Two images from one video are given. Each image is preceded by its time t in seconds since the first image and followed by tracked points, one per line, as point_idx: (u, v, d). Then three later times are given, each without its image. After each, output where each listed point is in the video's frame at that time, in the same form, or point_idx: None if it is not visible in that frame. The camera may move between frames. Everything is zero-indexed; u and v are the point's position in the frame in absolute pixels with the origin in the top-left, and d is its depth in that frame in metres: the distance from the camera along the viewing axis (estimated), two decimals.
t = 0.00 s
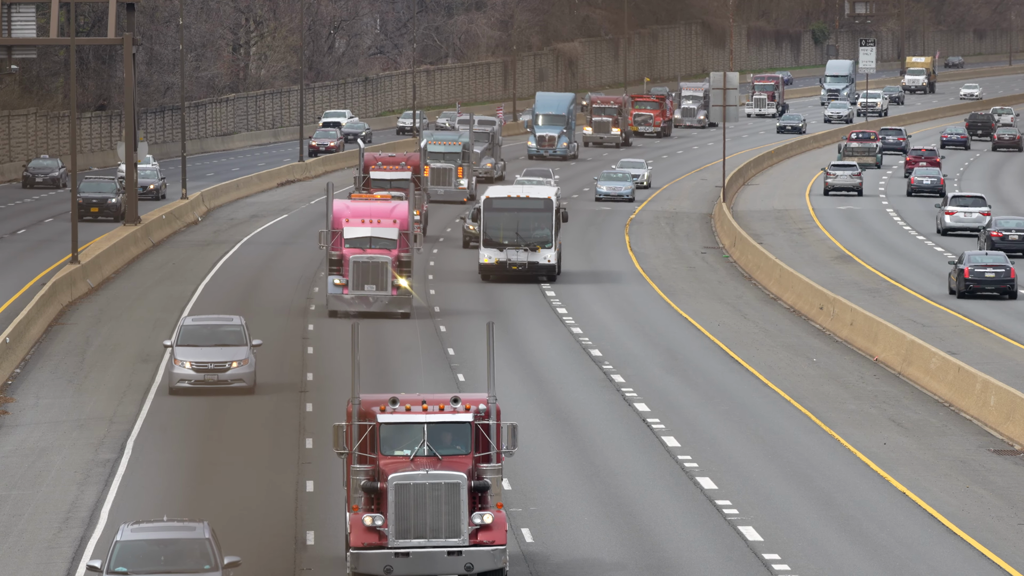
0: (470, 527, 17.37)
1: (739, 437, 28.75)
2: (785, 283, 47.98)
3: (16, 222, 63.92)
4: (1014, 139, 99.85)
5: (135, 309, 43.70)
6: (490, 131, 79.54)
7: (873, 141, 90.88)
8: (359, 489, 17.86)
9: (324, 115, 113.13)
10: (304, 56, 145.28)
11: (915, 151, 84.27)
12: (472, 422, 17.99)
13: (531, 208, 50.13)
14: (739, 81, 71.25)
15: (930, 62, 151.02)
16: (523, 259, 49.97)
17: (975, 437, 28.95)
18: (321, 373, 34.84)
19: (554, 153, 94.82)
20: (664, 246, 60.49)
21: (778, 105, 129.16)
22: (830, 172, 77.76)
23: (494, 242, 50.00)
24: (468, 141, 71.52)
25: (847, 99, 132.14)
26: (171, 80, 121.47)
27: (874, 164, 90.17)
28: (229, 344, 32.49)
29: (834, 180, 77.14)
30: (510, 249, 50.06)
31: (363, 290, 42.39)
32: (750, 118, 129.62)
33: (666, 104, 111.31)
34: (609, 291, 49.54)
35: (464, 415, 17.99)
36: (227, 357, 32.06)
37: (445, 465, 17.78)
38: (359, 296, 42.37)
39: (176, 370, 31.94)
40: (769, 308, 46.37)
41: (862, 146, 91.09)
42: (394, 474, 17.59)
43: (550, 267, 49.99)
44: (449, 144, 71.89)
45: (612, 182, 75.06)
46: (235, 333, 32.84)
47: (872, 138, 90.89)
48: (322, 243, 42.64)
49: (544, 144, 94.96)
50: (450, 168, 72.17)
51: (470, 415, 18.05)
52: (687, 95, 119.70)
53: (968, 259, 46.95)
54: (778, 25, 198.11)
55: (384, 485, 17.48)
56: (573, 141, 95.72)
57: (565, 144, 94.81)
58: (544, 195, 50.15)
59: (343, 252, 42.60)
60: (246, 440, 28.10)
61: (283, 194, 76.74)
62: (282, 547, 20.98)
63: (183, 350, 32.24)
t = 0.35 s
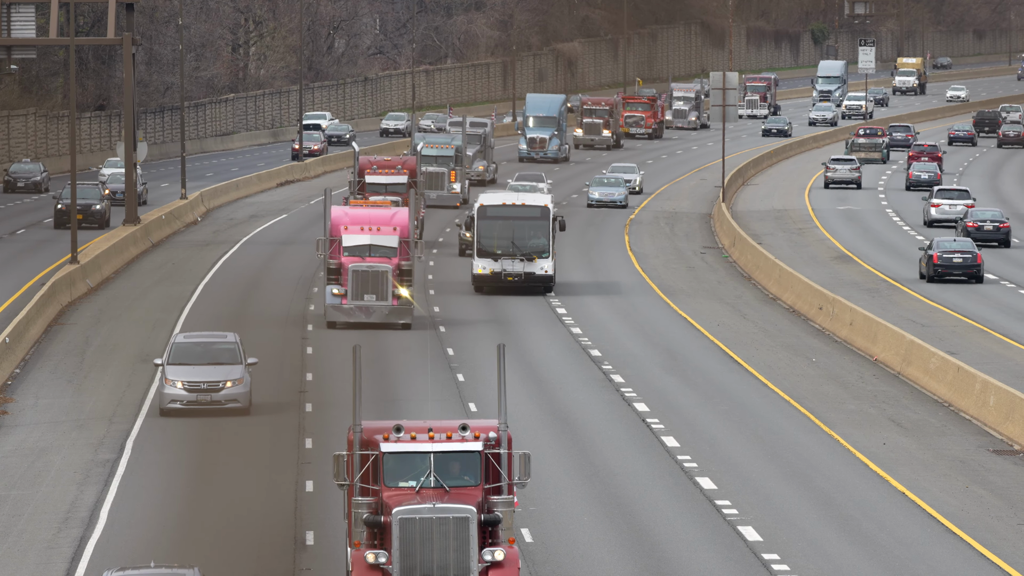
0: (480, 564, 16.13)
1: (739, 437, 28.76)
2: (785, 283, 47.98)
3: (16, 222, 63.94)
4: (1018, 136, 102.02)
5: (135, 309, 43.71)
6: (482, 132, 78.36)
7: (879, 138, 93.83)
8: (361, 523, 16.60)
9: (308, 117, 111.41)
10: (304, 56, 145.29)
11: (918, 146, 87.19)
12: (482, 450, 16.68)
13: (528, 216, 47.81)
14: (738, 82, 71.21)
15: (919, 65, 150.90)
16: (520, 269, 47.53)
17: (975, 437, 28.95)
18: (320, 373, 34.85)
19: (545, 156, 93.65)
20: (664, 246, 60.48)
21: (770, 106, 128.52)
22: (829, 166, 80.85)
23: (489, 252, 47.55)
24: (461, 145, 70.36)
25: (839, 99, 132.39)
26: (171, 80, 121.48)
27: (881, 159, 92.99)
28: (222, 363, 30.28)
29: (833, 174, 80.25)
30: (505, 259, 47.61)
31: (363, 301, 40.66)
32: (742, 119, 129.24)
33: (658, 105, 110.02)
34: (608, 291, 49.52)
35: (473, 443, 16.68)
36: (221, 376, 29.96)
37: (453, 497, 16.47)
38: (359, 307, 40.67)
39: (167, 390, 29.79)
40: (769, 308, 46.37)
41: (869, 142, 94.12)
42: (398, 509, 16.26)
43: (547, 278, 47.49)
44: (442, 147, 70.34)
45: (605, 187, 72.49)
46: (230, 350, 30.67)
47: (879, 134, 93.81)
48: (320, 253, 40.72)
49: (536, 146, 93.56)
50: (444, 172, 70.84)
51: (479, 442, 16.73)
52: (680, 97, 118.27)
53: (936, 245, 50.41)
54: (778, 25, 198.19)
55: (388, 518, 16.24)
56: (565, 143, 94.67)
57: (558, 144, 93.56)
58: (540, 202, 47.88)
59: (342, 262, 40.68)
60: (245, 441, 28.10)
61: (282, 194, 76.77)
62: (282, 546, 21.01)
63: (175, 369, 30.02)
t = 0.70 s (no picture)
0: None
1: (739, 437, 28.73)
2: (785, 283, 47.94)
3: (17, 222, 63.91)
4: None
5: (135, 309, 43.67)
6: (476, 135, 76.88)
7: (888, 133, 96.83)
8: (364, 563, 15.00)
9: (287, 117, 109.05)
10: (304, 56, 145.19)
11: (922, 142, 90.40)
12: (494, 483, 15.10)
13: (527, 225, 45.40)
14: (738, 82, 71.18)
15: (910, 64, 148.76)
16: (519, 282, 45.09)
17: (975, 437, 28.93)
18: (319, 374, 34.81)
19: (537, 158, 92.32)
20: (664, 246, 60.44)
21: (763, 108, 125.93)
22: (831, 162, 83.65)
23: (486, 263, 45.13)
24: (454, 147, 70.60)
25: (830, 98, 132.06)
26: (171, 79, 121.48)
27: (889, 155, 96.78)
28: (216, 384, 28.15)
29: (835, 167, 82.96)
30: (504, 271, 45.14)
31: (364, 311, 38.95)
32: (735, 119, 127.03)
33: (650, 106, 108.91)
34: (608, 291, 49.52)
35: (485, 474, 15.10)
36: (215, 398, 27.87)
37: (463, 533, 14.86)
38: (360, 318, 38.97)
39: (157, 415, 27.69)
40: (769, 307, 46.35)
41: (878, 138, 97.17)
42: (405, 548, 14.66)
43: (549, 290, 44.96)
44: (436, 150, 70.74)
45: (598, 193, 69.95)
46: (223, 369, 28.47)
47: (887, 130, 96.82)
48: (319, 260, 39.62)
49: (527, 148, 92.18)
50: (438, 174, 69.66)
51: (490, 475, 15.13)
52: (671, 98, 117.15)
53: (909, 233, 53.72)
54: (778, 25, 198.16)
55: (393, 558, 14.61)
56: (556, 145, 93.46)
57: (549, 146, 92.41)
58: (540, 211, 45.45)
59: (341, 268, 39.39)
60: (245, 441, 28.05)
61: (282, 194, 76.73)
62: (281, 546, 20.99)
63: (165, 391, 27.84)
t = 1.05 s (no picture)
0: None
1: (739, 437, 28.80)
2: (785, 283, 47.99)
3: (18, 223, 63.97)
4: None
5: (135, 310, 43.73)
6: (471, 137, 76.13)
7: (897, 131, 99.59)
8: None
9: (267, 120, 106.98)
10: (304, 57, 145.27)
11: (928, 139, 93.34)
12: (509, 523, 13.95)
13: (531, 236, 42.97)
14: (738, 83, 71.25)
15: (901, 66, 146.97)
16: (523, 297, 42.58)
17: (975, 437, 28.99)
18: (321, 374, 34.90)
19: (530, 161, 91.60)
20: (664, 246, 60.54)
21: (756, 109, 125.45)
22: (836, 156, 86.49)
23: (489, 277, 42.59)
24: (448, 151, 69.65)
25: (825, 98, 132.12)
26: (172, 80, 121.64)
27: (898, 151, 99.85)
28: (208, 408, 25.75)
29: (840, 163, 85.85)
30: (508, 284, 42.59)
31: (366, 323, 37.11)
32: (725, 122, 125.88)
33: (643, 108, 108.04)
34: (608, 291, 49.58)
35: (499, 512, 14.00)
36: (209, 422, 25.42)
37: None
38: (362, 330, 37.10)
39: (146, 442, 25.28)
40: (769, 308, 46.42)
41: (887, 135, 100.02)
42: None
43: (554, 306, 42.46)
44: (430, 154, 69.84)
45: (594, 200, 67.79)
46: (217, 392, 26.09)
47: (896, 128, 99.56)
48: (319, 270, 37.70)
49: (519, 151, 91.37)
50: (433, 179, 69.04)
51: (506, 514, 14.00)
52: (664, 99, 116.50)
53: (887, 224, 57.15)
54: (778, 26, 198.22)
55: None
56: (548, 148, 92.43)
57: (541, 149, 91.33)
58: (545, 222, 43.02)
59: (342, 279, 37.43)
60: (246, 441, 28.09)
61: (283, 195, 76.77)
62: (282, 546, 21.04)
63: (155, 416, 25.43)
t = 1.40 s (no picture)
0: None
1: (739, 437, 28.74)
2: (785, 283, 47.92)
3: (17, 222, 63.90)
4: None
5: (135, 309, 43.67)
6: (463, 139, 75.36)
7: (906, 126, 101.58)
8: None
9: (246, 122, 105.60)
10: (304, 56, 145.09)
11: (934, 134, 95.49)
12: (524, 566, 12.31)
13: (538, 247, 40.17)
14: (738, 82, 71.13)
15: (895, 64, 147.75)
16: (530, 311, 39.65)
17: (975, 437, 28.94)
18: (321, 373, 34.85)
19: (521, 163, 90.99)
20: (664, 246, 60.45)
21: (747, 109, 125.26)
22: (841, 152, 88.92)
23: (494, 289, 39.62)
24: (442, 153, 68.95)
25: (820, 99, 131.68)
26: (172, 80, 121.59)
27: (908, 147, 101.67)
28: (201, 434, 23.79)
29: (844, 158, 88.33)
30: (514, 298, 39.65)
31: (367, 335, 35.51)
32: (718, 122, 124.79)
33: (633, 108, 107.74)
34: (609, 291, 49.48)
35: (515, 555, 12.41)
36: (200, 448, 23.44)
37: None
38: (364, 342, 35.49)
39: (132, 470, 23.32)
40: (768, 307, 46.35)
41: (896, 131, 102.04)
42: None
43: (563, 321, 39.64)
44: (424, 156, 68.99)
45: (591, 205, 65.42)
46: (209, 418, 24.14)
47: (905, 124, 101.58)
48: (318, 280, 36.01)
49: (511, 152, 90.60)
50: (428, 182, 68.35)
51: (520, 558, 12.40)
52: (656, 100, 116.08)
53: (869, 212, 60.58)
54: (778, 25, 198.08)
55: None
56: (540, 150, 91.79)
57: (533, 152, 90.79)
58: (553, 233, 40.23)
59: (343, 290, 35.70)
60: (245, 441, 28.04)
61: (282, 194, 76.67)
62: (282, 546, 21.02)
63: (141, 442, 23.47)
